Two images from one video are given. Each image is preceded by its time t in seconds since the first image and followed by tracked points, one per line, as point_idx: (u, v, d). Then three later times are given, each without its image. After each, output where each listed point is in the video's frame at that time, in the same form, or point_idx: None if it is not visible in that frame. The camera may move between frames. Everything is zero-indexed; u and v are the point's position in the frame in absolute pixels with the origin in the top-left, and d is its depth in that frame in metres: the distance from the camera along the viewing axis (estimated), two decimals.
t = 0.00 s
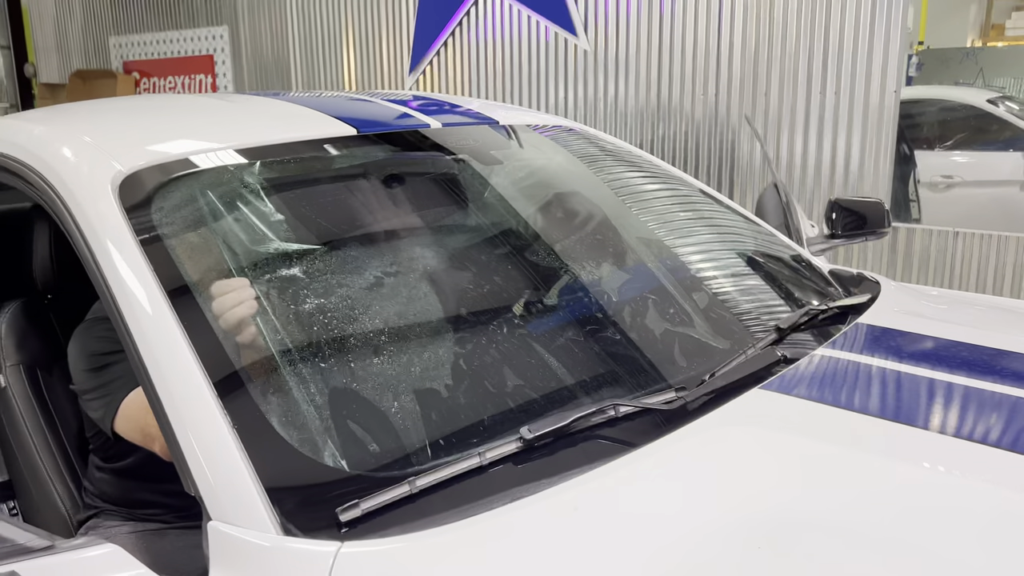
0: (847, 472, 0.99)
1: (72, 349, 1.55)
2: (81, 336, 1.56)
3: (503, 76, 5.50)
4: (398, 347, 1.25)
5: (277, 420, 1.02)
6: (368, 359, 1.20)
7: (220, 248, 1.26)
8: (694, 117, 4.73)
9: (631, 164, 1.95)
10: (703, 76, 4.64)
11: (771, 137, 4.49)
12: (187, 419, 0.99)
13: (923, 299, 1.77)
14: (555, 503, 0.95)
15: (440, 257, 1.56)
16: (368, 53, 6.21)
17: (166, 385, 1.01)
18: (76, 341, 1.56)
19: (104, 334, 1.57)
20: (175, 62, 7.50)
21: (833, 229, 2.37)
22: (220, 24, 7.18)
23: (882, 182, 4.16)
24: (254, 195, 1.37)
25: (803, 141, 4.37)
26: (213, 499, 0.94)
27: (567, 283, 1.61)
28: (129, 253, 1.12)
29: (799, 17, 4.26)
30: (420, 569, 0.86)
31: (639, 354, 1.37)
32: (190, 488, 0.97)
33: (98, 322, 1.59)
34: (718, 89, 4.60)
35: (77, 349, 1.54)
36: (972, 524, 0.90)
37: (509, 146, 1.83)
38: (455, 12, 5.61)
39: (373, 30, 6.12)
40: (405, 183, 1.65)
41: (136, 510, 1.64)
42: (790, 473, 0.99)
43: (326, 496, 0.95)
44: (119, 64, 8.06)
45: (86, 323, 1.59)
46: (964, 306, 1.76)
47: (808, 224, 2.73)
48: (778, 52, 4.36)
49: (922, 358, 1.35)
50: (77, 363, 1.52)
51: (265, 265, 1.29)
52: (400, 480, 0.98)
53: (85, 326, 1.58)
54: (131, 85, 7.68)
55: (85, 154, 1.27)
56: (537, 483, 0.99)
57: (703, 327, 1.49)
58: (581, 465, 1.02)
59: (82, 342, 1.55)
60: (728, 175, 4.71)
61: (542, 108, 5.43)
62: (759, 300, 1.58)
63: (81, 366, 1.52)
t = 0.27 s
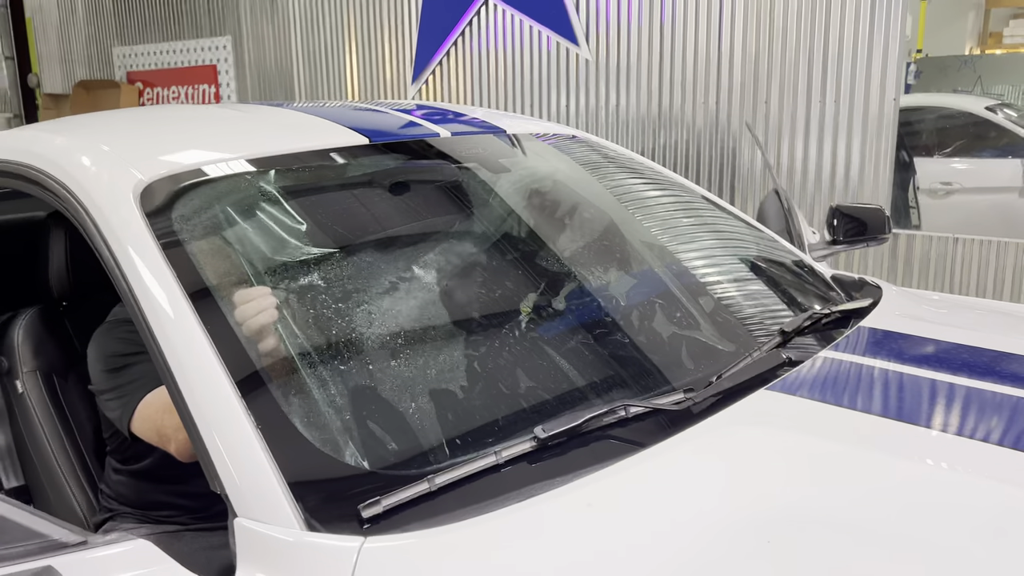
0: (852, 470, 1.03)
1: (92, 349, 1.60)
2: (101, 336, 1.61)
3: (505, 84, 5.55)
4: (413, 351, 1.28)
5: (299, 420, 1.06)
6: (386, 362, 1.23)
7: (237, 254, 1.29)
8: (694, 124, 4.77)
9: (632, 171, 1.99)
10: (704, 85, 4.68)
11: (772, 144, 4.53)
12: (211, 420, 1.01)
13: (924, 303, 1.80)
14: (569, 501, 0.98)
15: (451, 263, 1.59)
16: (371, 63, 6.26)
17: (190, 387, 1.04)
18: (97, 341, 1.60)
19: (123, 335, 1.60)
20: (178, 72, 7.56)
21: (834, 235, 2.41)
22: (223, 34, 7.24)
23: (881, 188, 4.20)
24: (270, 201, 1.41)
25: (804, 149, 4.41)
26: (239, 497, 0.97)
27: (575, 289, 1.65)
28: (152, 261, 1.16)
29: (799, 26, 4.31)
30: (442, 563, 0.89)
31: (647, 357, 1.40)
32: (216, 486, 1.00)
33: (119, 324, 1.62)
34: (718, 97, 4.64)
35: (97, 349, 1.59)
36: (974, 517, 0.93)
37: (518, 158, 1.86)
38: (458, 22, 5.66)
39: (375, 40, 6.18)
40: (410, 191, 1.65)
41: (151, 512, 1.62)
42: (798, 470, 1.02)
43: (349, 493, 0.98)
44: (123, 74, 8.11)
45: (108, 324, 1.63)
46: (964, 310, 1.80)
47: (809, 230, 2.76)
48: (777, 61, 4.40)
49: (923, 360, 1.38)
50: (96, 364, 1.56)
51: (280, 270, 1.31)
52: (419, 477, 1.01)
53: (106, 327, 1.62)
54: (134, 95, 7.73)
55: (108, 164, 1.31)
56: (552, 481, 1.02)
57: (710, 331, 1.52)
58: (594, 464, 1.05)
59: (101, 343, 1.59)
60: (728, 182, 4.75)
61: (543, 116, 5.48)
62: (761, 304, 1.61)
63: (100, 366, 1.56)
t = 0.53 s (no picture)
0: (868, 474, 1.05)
1: (112, 352, 1.60)
2: (123, 340, 1.62)
3: (506, 94, 5.59)
4: (433, 360, 1.31)
5: (325, 429, 1.07)
6: (407, 372, 1.26)
7: (253, 262, 1.31)
8: (694, 133, 4.81)
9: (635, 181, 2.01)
10: (703, 94, 4.73)
11: (772, 152, 4.56)
12: (239, 428, 1.03)
13: (929, 311, 1.82)
14: (593, 507, 1.00)
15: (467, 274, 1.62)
16: (372, 74, 6.29)
17: (217, 396, 1.06)
18: (118, 345, 1.61)
19: (145, 340, 1.61)
20: (179, 82, 7.59)
21: (838, 244, 2.43)
22: (224, 44, 7.27)
23: (881, 196, 4.24)
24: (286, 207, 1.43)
25: (804, 157, 4.44)
26: (268, 504, 0.99)
27: (584, 297, 1.66)
28: (177, 272, 1.17)
29: (798, 37, 4.35)
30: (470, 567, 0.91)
31: (662, 365, 1.42)
32: (244, 494, 1.01)
33: (141, 331, 1.64)
34: (718, 106, 4.68)
35: (117, 352, 1.59)
36: (988, 520, 0.95)
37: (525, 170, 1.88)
38: (458, 33, 5.69)
39: (376, 51, 6.21)
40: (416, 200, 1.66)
41: (168, 520, 1.64)
42: (815, 476, 1.05)
43: (375, 501, 1.00)
44: (123, 84, 8.14)
45: (129, 330, 1.64)
46: (969, 317, 1.82)
47: (812, 238, 2.79)
48: (777, 71, 4.45)
49: (932, 367, 1.41)
50: (117, 367, 1.57)
51: (293, 281, 1.33)
52: (444, 485, 1.03)
53: (128, 333, 1.63)
54: (135, 105, 7.76)
55: (130, 177, 1.33)
56: (575, 488, 1.04)
57: (722, 339, 1.54)
58: (614, 472, 1.07)
59: (122, 347, 1.60)
60: (728, 189, 4.78)
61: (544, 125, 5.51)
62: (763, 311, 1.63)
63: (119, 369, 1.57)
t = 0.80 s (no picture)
0: (881, 476, 1.07)
1: (128, 359, 1.63)
2: (139, 347, 1.65)
3: (503, 101, 5.61)
4: (449, 367, 1.32)
5: (348, 435, 1.09)
6: (427, 378, 1.27)
7: (269, 266, 1.33)
8: (692, 140, 4.84)
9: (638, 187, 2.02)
10: (701, 101, 4.76)
11: (769, 158, 4.59)
12: (262, 434, 1.04)
13: (931, 316, 1.85)
14: (613, 511, 1.02)
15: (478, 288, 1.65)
16: (370, 81, 6.31)
17: (239, 402, 1.07)
18: (133, 352, 1.64)
19: (160, 347, 1.64)
20: (175, 89, 7.60)
21: (839, 250, 2.46)
22: (221, 51, 7.28)
23: (878, 202, 4.27)
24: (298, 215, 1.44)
25: (801, 163, 4.48)
26: (292, 509, 1.00)
27: (590, 303, 1.68)
28: (197, 281, 1.19)
29: (794, 44, 4.38)
30: (495, 569, 0.93)
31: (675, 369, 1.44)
32: (269, 500, 1.02)
33: (158, 338, 1.66)
34: (716, 113, 4.71)
35: (133, 359, 1.62)
36: (997, 520, 0.98)
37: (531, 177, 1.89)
38: (456, 40, 5.72)
39: (374, 58, 6.23)
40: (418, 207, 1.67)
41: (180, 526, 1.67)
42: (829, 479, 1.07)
43: (399, 507, 1.02)
44: (119, 91, 8.14)
45: (146, 337, 1.67)
46: (970, 322, 1.85)
47: (812, 244, 2.81)
48: (774, 78, 4.48)
49: (938, 372, 1.43)
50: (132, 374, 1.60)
51: (307, 287, 1.35)
52: (466, 490, 1.05)
53: (145, 340, 1.66)
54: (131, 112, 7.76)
55: (148, 186, 1.34)
56: (594, 492, 1.06)
57: (731, 345, 1.55)
58: (632, 476, 1.09)
59: (138, 353, 1.63)
60: (726, 196, 4.81)
61: (542, 132, 5.54)
62: (768, 318, 1.64)
63: (134, 376, 1.60)
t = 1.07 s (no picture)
0: (886, 476, 1.09)
1: (135, 364, 1.64)
2: (145, 352, 1.66)
3: (498, 107, 5.63)
4: (457, 371, 1.34)
5: (360, 439, 1.11)
6: (437, 383, 1.29)
7: (276, 270, 1.34)
8: (686, 146, 4.86)
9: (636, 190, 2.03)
10: (694, 107, 4.78)
11: (763, 163, 4.62)
12: (273, 437, 1.05)
13: (927, 319, 1.87)
14: (623, 512, 1.04)
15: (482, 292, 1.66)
16: (364, 87, 6.32)
17: (251, 407, 1.08)
18: (140, 357, 1.65)
19: (167, 352, 1.65)
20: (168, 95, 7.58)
21: (835, 255, 2.48)
22: (214, 57, 7.27)
23: (871, 207, 4.30)
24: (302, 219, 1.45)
25: (795, 169, 4.51)
26: (305, 511, 1.01)
27: (590, 310, 1.70)
28: (207, 288, 1.20)
29: (787, 51, 4.42)
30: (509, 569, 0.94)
31: (679, 373, 1.46)
32: (283, 503, 1.03)
33: (164, 343, 1.68)
34: (709, 119, 4.74)
35: (140, 364, 1.64)
36: (998, 518, 1.00)
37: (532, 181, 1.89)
38: (451, 47, 5.73)
39: (368, 64, 6.24)
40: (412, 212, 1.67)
41: (184, 531, 1.68)
42: (835, 479, 1.09)
43: (413, 509, 1.03)
44: (111, 97, 8.11)
45: (153, 342, 1.69)
46: (965, 325, 1.87)
47: (807, 249, 2.83)
48: (767, 85, 4.51)
49: (937, 373, 1.45)
50: (139, 379, 1.61)
51: (308, 283, 1.37)
52: (478, 493, 1.07)
53: (151, 346, 1.68)
54: (123, 118, 7.74)
55: (157, 192, 1.35)
56: (604, 494, 1.08)
57: (734, 348, 1.57)
58: (640, 479, 1.11)
59: (145, 358, 1.64)
60: (720, 201, 4.83)
61: (536, 137, 5.55)
62: (765, 320, 1.66)
63: (141, 381, 1.61)
